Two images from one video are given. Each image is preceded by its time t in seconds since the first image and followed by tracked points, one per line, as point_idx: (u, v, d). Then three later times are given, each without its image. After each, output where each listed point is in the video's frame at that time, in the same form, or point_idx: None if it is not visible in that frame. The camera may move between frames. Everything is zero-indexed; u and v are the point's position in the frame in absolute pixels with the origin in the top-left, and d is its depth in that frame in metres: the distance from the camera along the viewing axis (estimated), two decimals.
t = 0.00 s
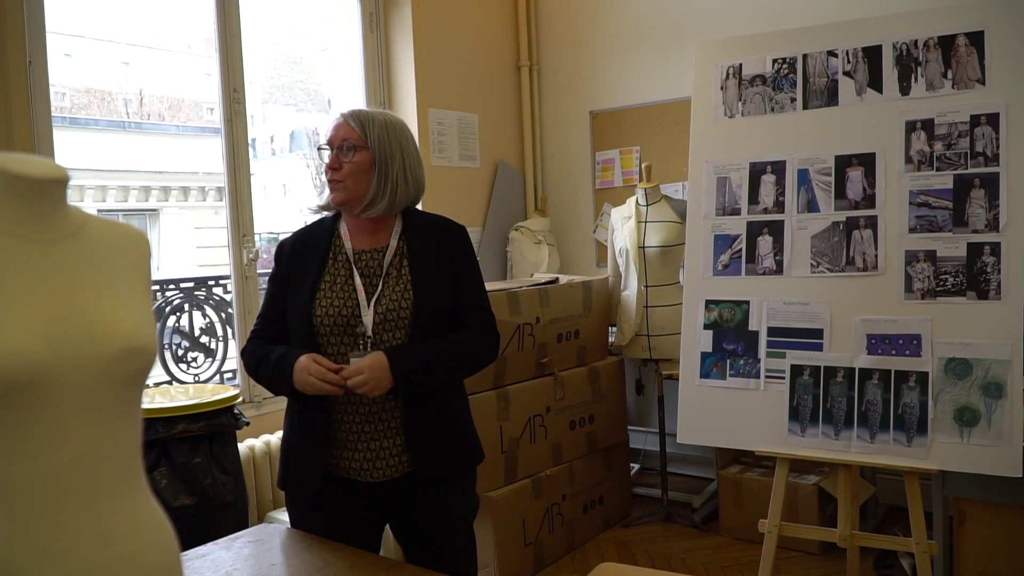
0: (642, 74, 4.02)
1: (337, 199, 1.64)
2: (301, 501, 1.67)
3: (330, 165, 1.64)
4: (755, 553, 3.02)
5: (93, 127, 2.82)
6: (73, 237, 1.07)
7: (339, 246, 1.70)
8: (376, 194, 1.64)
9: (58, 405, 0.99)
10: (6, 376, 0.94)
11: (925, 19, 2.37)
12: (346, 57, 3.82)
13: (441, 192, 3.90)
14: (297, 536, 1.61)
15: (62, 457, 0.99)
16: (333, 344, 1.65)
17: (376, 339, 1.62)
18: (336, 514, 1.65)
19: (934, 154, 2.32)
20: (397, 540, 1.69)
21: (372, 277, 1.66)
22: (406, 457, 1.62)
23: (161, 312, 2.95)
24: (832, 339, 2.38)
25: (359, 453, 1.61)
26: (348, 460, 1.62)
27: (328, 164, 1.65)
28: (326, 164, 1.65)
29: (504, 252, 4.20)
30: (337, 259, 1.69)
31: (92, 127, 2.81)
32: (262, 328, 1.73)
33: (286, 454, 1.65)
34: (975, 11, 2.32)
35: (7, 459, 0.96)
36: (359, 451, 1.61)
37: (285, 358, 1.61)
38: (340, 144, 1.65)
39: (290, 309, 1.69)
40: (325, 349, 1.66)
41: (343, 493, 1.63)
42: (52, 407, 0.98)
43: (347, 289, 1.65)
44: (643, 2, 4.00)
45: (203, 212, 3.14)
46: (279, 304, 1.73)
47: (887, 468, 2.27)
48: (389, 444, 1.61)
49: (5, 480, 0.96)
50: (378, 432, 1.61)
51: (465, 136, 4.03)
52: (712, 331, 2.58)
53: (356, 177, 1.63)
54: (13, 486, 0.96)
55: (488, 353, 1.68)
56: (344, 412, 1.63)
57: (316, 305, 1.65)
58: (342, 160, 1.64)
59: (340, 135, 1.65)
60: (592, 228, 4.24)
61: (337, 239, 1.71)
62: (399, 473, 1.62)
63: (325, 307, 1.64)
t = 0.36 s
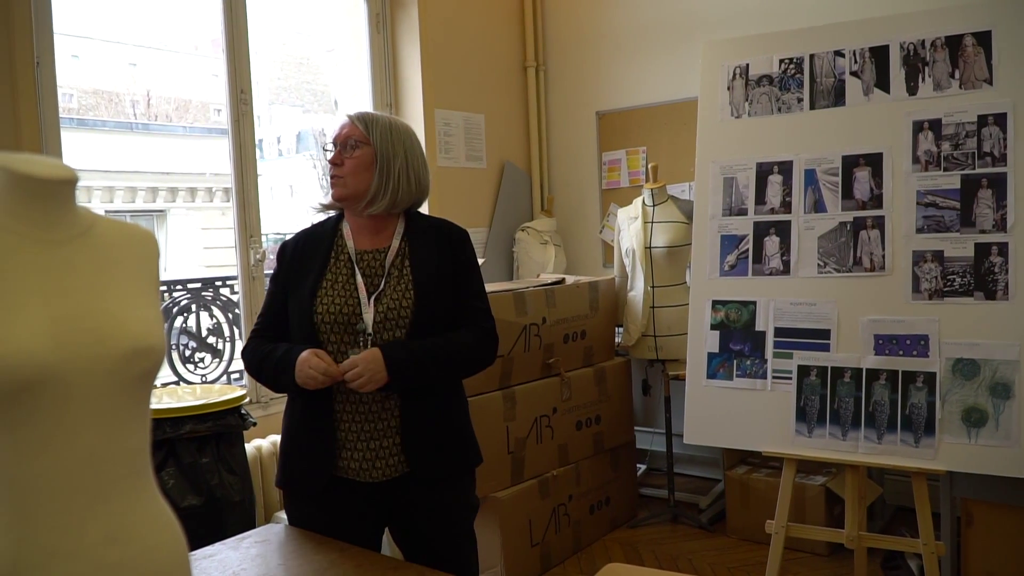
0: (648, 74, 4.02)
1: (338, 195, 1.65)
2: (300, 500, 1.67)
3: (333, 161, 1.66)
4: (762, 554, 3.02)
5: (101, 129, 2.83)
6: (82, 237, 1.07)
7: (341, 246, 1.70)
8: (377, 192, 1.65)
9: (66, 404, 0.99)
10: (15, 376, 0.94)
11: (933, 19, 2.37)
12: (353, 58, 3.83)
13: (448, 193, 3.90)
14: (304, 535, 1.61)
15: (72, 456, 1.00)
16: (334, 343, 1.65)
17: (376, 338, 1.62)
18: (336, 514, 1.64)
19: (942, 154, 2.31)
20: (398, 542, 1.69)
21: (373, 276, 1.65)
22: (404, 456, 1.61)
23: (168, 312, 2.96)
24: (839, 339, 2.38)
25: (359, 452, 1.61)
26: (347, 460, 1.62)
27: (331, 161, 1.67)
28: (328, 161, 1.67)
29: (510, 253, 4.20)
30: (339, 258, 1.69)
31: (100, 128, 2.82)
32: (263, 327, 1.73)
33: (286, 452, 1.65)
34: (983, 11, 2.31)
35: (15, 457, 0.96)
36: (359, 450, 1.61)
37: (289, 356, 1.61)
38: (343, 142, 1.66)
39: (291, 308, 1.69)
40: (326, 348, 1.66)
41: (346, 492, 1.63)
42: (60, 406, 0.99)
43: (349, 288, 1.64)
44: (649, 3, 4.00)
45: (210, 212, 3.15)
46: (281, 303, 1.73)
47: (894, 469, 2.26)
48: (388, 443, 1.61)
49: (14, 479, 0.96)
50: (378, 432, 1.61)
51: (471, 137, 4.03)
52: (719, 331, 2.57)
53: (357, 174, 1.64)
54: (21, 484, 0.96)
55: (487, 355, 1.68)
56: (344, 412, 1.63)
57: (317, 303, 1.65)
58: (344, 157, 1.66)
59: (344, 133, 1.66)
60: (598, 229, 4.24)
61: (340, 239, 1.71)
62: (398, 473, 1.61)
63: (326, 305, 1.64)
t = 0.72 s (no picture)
0: (652, 76, 4.03)
1: (343, 198, 1.64)
2: (299, 503, 1.66)
3: (336, 165, 1.65)
4: (767, 556, 3.02)
5: (107, 130, 2.83)
6: (90, 238, 1.08)
7: (340, 249, 1.69)
8: (385, 195, 1.66)
9: (75, 405, 0.99)
10: (24, 376, 0.94)
11: (939, 21, 2.37)
12: (358, 59, 3.83)
13: (453, 195, 3.91)
14: (310, 536, 1.61)
15: (80, 457, 1.00)
16: (334, 345, 1.65)
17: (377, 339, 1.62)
18: (336, 516, 1.64)
19: (947, 156, 2.31)
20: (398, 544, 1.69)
21: (372, 278, 1.65)
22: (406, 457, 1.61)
23: (173, 313, 2.96)
24: (844, 341, 2.38)
25: (360, 454, 1.61)
26: (348, 462, 1.61)
27: (334, 164, 1.66)
28: (332, 163, 1.65)
29: (515, 254, 4.20)
30: (338, 261, 1.68)
31: (106, 130, 2.83)
32: (259, 330, 1.71)
33: (285, 454, 1.64)
34: (989, 13, 2.31)
35: (24, 457, 0.96)
36: (359, 453, 1.61)
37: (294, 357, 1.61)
38: (347, 145, 1.66)
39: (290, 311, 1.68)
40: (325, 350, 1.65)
41: (350, 494, 1.63)
42: (69, 406, 0.99)
43: (349, 290, 1.64)
44: (653, 4, 4.01)
45: (216, 213, 3.15)
46: (277, 305, 1.72)
47: (900, 471, 2.26)
48: (388, 445, 1.61)
49: (23, 479, 0.96)
50: (378, 433, 1.61)
51: (476, 138, 4.03)
52: (724, 333, 2.57)
53: (364, 177, 1.64)
54: (31, 484, 0.96)
55: (486, 355, 1.69)
56: (344, 414, 1.63)
57: (317, 307, 1.64)
58: (349, 160, 1.65)
59: (348, 136, 1.66)
60: (602, 230, 4.24)
61: (338, 242, 1.70)
62: (399, 475, 1.62)
63: (327, 308, 1.64)
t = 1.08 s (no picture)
0: (654, 77, 4.03)
1: (352, 209, 1.64)
2: (300, 505, 1.66)
3: (345, 177, 1.62)
4: (771, 556, 3.02)
5: (110, 134, 2.83)
6: (93, 241, 1.08)
7: (341, 254, 1.69)
8: (392, 209, 1.67)
9: (79, 408, 0.99)
10: (27, 380, 0.94)
11: (942, 21, 2.37)
12: (361, 62, 3.84)
13: (455, 197, 3.91)
14: (314, 538, 1.61)
15: (85, 461, 1.00)
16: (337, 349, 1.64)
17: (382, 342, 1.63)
18: (338, 518, 1.64)
19: (950, 155, 2.31)
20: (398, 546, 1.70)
21: (376, 281, 1.66)
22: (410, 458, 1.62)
23: (177, 316, 2.96)
24: (848, 341, 2.38)
25: (364, 456, 1.60)
26: (351, 464, 1.61)
27: (341, 175, 1.63)
28: (337, 177, 1.63)
29: (518, 255, 4.20)
30: (339, 265, 1.68)
31: (109, 133, 2.83)
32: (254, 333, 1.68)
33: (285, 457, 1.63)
34: (991, 13, 2.31)
35: (28, 461, 0.96)
36: (364, 454, 1.61)
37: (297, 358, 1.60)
38: (352, 158, 1.64)
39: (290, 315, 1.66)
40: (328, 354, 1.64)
41: (353, 496, 1.63)
42: (73, 410, 0.99)
43: (354, 294, 1.65)
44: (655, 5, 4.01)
45: (219, 216, 3.16)
46: (276, 310, 1.70)
47: (904, 471, 2.26)
48: (394, 446, 1.61)
49: (27, 482, 0.96)
50: (384, 434, 1.61)
51: (479, 140, 4.03)
52: (727, 333, 2.57)
53: (373, 189, 1.64)
54: (35, 487, 0.96)
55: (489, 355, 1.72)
56: (347, 416, 1.62)
57: (322, 311, 1.64)
58: (355, 174, 1.64)
59: (352, 149, 1.64)
60: (605, 231, 4.24)
61: (338, 246, 1.70)
62: (404, 475, 1.62)
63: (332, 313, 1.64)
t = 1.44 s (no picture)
0: (654, 78, 4.04)
1: (351, 211, 1.64)
2: (303, 505, 1.66)
3: (345, 181, 1.62)
4: (773, 557, 3.02)
5: (111, 136, 2.83)
6: (96, 245, 1.08)
7: (340, 253, 1.69)
8: (390, 209, 1.67)
9: (82, 411, 0.99)
10: (31, 383, 0.95)
11: (941, 22, 2.37)
12: (361, 63, 3.84)
13: (456, 198, 3.92)
14: (317, 540, 1.61)
15: (88, 462, 1.00)
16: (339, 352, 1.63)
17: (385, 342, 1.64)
18: (341, 519, 1.65)
19: (950, 156, 2.32)
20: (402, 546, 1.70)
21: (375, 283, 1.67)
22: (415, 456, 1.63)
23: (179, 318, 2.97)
24: (849, 342, 2.38)
25: (369, 456, 1.61)
26: (356, 464, 1.61)
27: (340, 178, 1.63)
28: (336, 180, 1.63)
29: (519, 256, 4.20)
30: (338, 266, 1.68)
31: (110, 136, 2.83)
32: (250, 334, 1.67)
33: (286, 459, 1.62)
34: (991, 14, 2.32)
35: (31, 463, 0.96)
36: (369, 454, 1.61)
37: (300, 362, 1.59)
38: (351, 160, 1.63)
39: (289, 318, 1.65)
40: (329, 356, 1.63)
41: (356, 498, 1.63)
42: (76, 412, 0.99)
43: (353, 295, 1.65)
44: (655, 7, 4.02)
45: (220, 218, 3.16)
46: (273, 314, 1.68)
47: (905, 472, 2.27)
48: (398, 446, 1.62)
49: (31, 485, 0.96)
50: (388, 435, 1.62)
51: (480, 141, 4.04)
52: (728, 334, 2.58)
53: (371, 193, 1.64)
54: (39, 489, 0.97)
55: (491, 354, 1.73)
56: (351, 417, 1.62)
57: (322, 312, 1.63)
58: (354, 176, 1.63)
59: (350, 151, 1.63)
60: (606, 232, 4.24)
61: (337, 247, 1.70)
62: (408, 475, 1.63)
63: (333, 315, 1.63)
